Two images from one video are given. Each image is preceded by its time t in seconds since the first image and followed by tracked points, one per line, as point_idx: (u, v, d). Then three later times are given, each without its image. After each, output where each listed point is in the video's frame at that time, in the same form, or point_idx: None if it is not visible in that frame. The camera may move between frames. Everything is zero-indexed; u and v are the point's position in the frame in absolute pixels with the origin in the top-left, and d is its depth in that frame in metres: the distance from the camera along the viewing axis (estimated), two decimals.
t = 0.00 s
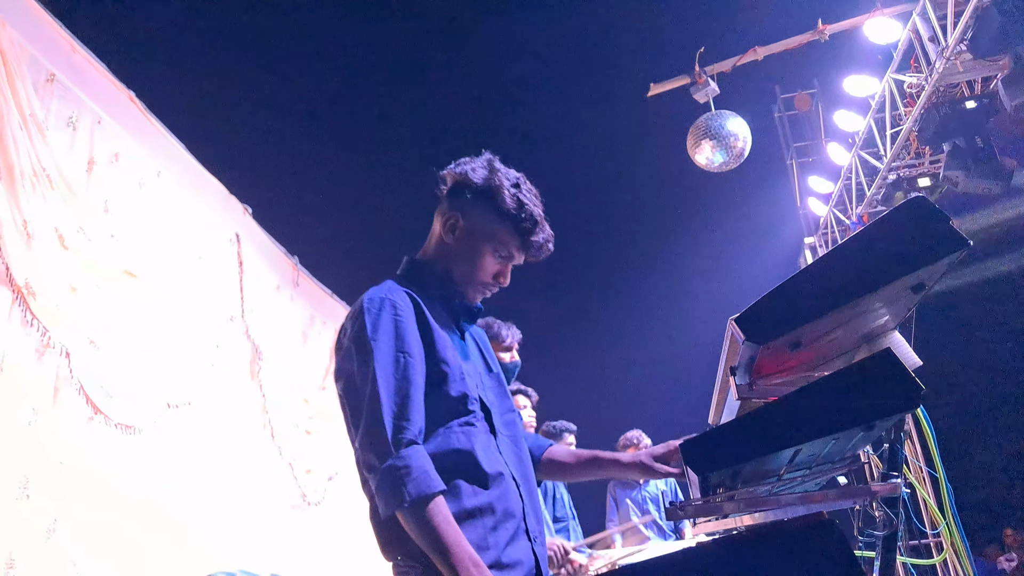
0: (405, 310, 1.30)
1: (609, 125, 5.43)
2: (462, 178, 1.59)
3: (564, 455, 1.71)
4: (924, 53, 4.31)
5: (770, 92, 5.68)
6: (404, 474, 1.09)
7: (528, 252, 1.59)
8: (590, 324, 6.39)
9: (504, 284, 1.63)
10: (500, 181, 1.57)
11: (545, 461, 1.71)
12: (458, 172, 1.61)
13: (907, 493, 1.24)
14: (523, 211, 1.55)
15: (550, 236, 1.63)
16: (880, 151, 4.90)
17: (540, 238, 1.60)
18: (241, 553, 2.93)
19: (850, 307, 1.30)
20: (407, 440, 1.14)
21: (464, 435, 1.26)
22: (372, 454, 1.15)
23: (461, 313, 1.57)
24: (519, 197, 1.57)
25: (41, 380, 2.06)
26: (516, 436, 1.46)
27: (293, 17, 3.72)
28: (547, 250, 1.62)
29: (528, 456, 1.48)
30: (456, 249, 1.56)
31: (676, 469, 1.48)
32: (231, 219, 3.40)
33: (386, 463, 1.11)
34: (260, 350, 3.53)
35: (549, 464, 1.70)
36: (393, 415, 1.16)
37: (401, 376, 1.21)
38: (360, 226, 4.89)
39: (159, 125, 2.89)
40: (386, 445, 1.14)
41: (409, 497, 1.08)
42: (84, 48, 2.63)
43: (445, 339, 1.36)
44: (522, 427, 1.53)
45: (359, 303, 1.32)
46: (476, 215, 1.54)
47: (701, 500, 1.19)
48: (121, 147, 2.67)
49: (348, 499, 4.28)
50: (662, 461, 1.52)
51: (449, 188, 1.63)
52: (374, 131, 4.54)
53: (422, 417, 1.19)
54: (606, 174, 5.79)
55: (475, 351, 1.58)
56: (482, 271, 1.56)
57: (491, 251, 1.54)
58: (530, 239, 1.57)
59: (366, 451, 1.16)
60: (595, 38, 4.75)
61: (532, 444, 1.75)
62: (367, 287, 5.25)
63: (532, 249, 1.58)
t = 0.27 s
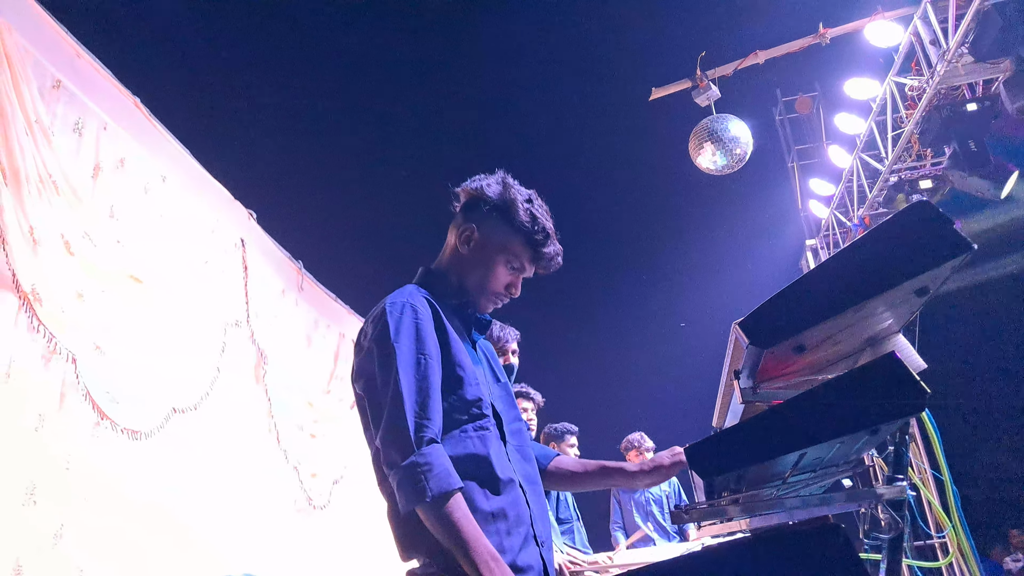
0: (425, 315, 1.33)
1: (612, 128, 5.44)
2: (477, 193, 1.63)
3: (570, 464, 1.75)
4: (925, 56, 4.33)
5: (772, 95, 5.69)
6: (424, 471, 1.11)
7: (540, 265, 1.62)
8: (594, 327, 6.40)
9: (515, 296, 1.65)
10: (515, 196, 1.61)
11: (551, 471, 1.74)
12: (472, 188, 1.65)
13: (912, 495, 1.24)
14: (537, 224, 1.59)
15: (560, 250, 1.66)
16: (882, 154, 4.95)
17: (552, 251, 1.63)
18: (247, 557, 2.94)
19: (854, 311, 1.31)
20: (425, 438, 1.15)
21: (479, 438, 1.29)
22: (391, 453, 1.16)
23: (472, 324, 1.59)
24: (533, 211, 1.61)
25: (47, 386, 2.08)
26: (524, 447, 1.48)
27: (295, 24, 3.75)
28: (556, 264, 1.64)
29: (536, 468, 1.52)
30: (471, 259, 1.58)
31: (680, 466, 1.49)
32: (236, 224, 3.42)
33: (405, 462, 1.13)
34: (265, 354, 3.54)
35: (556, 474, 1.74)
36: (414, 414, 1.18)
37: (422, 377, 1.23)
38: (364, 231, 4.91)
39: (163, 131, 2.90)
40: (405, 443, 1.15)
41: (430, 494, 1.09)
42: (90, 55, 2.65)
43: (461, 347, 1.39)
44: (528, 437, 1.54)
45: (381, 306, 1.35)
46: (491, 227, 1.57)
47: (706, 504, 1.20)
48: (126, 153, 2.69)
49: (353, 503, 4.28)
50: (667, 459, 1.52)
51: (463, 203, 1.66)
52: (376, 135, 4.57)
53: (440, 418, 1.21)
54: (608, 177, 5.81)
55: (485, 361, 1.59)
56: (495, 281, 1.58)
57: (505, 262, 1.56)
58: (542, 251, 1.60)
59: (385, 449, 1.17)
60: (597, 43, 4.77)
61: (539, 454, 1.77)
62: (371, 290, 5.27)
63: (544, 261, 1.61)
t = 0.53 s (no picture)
0: (432, 318, 1.36)
1: (614, 127, 5.43)
2: (484, 203, 1.67)
3: (579, 460, 1.74)
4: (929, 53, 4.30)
5: (774, 93, 5.67)
6: (434, 468, 1.14)
7: (543, 273, 1.65)
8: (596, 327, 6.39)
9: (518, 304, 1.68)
10: (520, 206, 1.64)
11: (557, 469, 1.73)
12: (479, 198, 1.69)
13: (914, 493, 1.23)
14: (541, 233, 1.63)
15: (563, 260, 1.69)
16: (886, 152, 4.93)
17: (555, 260, 1.66)
18: (248, 557, 2.94)
19: (859, 308, 1.29)
20: (432, 438, 1.18)
21: (483, 438, 1.31)
22: (400, 454, 1.19)
23: (474, 329, 1.59)
24: (537, 221, 1.64)
25: (46, 386, 2.07)
26: (521, 454, 1.49)
27: (294, 25, 3.75)
28: (558, 273, 1.67)
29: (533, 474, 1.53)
30: (476, 266, 1.61)
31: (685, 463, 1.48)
32: (236, 224, 3.42)
33: (415, 461, 1.15)
34: (266, 354, 3.54)
35: (562, 472, 1.72)
36: (423, 415, 1.21)
37: (429, 379, 1.26)
38: (365, 232, 4.90)
39: (162, 131, 2.90)
40: (413, 445, 1.18)
41: (442, 491, 1.12)
42: (88, 56, 2.65)
43: (465, 352, 1.41)
44: (527, 442, 1.55)
45: (389, 310, 1.38)
46: (496, 235, 1.61)
47: (708, 502, 1.18)
48: (124, 153, 2.68)
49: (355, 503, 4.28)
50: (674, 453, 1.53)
51: (470, 213, 1.71)
52: (378, 135, 4.57)
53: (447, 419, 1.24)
54: (611, 177, 5.80)
55: (485, 367, 1.59)
56: (499, 288, 1.60)
57: (508, 269, 1.60)
58: (546, 259, 1.63)
59: (394, 450, 1.20)
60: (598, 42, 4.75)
61: (545, 452, 1.77)
62: (373, 290, 5.25)
63: (546, 269, 1.64)
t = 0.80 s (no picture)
0: (433, 321, 1.39)
1: (616, 129, 5.44)
2: (483, 209, 1.71)
3: (569, 473, 1.75)
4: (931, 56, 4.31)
5: (777, 94, 5.68)
6: (451, 462, 1.19)
7: (541, 277, 1.69)
8: (597, 328, 6.39)
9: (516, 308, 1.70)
10: (519, 212, 1.69)
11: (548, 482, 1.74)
12: (477, 206, 1.74)
13: (914, 497, 1.23)
14: (540, 237, 1.67)
15: (560, 265, 1.74)
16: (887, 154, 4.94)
17: (552, 264, 1.70)
18: (249, 557, 2.94)
19: (855, 313, 1.30)
20: (443, 434, 1.23)
21: (483, 440, 1.33)
22: (412, 455, 1.22)
23: (472, 333, 1.56)
24: (536, 225, 1.69)
25: (48, 385, 2.08)
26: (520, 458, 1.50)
27: (298, 24, 3.75)
28: (555, 277, 1.71)
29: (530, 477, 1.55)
30: (476, 269, 1.63)
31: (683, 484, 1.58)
32: (239, 224, 3.43)
33: (430, 460, 1.19)
34: (268, 354, 3.54)
35: (552, 485, 1.74)
36: (434, 414, 1.24)
37: (436, 379, 1.29)
38: (367, 231, 4.89)
39: (166, 131, 2.91)
40: (425, 445, 1.21)
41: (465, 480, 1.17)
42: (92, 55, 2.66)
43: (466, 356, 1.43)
44: (525, 447, 1.57)
45: (390, 313, 1.40)
46: (496, 240, 1.65)
47: (706, 505, 1.19)
48: (128, 152, 2.69)
49: (355, 503, 4.28)
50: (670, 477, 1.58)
51: (468, 221, 1.75)
52: (380, 134, 4.57)
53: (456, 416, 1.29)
54: (613, 178, 5.81)
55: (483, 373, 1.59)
56: (499, 290, 1.62)
57: (508, 272, 1.63)
58: (544, 263, 1.67)
59: (405, 452, 1.23)
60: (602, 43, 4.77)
61: (536, 464, 1.79)
62: (375, 290, 5.25)
63: (545, 271, 1.67)
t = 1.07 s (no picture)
0: (440, 321, 1.40)
1: (618, 130, 5.44)
2: (471, 207, 1.70)
3: (574, 476, 1.75)
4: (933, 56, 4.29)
5: (779, 96, 5.75)
6: (484, 453, 1.21)
7: (535, 266, 1.69)
8: (599, 329, 6.39)
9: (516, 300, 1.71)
10: (506, 205, 1.68)
11: (555, 482, 1.75)
12: (464, 205, 1.73)
13: (916, 498, 1.22)
14: (529, 228, 1.67)
15: (553, 251, 1.73)
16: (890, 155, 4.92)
17: (544, 252, 1.70)
18: (251, 558, 2.94)
19: (859, 315, 1.30)
20: (473, 426, 1.24)
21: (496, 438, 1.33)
22: (441, 450, 1.22)
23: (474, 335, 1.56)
24: (525, 217, 1.68)
25: (51, 386, 2.09)
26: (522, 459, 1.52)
27: (300, 26, 3.75)
28: (549, 266, 1.72)
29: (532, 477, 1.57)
30: (471, 267, 1.64)
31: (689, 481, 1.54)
32: (241, 224, 3.43)
33: (462, 453, 1.21)
34: (270, 355, 3.55)
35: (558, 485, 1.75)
36: (461, 408, 1.26)
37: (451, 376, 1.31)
38: (370, 232, 4.90)
39: (169, 132, 2.92)
40: (454, 438, 1.22)
41: (499, 473, 1.19)
42: (95, 56, 2.66)
43: (472, 355, 1.45)
44: (527, 448, 1.57)
45: (395, 314, 1.41)
46: (487, 235, 1.65)
47: (709, 507, 1.19)
48: (130, 154, 2.70)
49: (358, 503, 4.28)
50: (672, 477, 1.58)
51: (456, 221, 1.74)
52: (382, 135, 4.57)
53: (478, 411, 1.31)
54: (614, 179, 5.81)
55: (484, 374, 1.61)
56: (496, 286, 1.63)
57: (503, 266, 1.63)
58: (537, 252, 1.67)
59: (433, 447, 1.23)
60: (604, 44, 4.77)
61: (541, 464, 1.79)
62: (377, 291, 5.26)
63: (539, 261, 1.68)
